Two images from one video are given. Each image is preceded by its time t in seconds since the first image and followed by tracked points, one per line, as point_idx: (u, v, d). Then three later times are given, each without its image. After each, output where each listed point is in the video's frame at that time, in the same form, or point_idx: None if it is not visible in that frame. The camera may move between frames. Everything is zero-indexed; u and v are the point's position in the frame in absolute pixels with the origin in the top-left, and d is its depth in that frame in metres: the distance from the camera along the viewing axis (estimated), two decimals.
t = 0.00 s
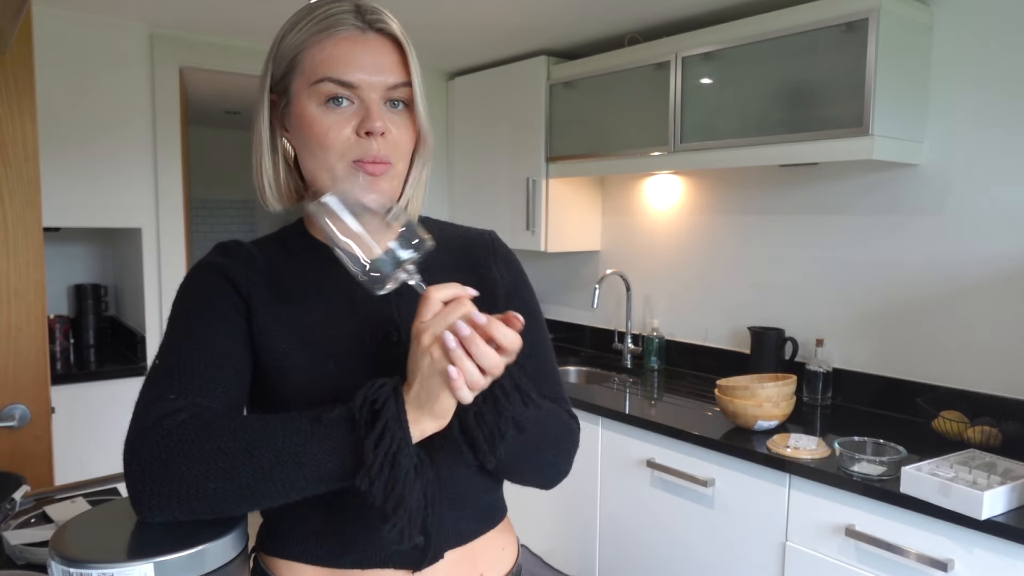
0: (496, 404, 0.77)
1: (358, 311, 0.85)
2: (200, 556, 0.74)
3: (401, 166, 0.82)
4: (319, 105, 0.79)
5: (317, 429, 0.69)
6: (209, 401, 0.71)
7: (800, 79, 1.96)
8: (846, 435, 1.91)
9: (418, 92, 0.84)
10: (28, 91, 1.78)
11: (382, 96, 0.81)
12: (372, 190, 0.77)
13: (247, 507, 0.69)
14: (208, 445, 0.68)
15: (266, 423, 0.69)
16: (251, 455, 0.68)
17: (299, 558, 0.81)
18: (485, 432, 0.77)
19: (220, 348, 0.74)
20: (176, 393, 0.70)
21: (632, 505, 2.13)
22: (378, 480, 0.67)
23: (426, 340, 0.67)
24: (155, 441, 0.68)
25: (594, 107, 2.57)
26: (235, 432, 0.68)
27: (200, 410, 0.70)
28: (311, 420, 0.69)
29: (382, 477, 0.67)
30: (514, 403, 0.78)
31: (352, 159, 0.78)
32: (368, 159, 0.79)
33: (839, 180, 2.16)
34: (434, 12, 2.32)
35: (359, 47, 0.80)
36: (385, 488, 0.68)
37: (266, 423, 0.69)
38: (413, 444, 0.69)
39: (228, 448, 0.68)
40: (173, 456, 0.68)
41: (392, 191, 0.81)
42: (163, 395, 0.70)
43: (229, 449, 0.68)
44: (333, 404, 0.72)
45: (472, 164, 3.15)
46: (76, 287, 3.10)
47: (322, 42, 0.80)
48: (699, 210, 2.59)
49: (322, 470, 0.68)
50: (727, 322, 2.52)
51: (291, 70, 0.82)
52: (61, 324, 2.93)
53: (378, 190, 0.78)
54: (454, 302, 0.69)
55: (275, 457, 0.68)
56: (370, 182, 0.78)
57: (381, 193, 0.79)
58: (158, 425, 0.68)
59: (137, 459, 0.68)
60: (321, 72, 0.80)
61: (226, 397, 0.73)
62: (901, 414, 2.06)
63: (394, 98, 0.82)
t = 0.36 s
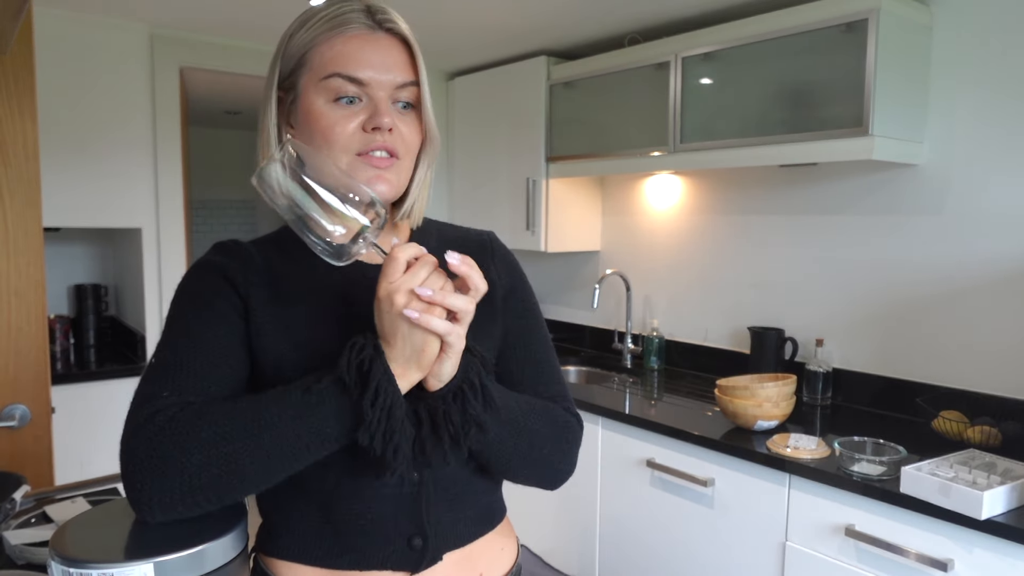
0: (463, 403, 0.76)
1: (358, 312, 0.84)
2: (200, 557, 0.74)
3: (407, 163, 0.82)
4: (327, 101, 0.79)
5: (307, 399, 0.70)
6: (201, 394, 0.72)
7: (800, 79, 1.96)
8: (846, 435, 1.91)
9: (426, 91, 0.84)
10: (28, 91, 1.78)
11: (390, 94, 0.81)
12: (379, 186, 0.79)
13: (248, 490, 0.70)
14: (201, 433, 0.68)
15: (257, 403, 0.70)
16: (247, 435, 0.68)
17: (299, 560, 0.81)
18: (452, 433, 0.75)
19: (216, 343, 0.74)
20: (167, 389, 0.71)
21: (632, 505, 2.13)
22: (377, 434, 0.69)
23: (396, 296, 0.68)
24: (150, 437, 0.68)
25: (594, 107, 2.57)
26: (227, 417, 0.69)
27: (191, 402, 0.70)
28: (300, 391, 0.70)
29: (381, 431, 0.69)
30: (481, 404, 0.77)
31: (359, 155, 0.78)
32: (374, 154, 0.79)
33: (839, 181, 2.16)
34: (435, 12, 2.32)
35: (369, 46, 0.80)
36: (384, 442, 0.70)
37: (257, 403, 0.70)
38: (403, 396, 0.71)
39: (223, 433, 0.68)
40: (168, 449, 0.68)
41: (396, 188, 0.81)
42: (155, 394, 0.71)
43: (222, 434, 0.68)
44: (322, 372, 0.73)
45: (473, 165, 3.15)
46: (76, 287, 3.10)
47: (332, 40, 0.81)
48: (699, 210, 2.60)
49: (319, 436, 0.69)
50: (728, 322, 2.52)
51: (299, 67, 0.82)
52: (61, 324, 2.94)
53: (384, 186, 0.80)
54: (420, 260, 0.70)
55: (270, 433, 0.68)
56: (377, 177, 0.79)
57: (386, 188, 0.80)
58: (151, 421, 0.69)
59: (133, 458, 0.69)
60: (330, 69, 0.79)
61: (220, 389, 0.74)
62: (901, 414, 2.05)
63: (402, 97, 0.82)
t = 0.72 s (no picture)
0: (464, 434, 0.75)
1: (359, 312, 0.84)
2: (199, 556, 0.74)
3: (411, 168, 0.83)
4: (335, 108, 0.79)
5: (313, 417, 0.69)
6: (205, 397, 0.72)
7: (800, 79, 1.96)
8: (846, 435, 1.91)
9: (430, 98, 0.85)
10: (28, 91, 1.78)
11: (396, 102, 0.81)
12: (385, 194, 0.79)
13: (248, 499, 0.70)
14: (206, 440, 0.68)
15: (262, 413, 0.70)
16: (251, 446, 0.68)
17: (298, 561, 0.82)
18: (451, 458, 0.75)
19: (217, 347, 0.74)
20: (173, 390, 0.71)
21: (631, 505, 2.13)
22: (383, 458, 0.68)
23: (414, 328, 0.66)
24: (153, 439, 0.68)
25: (594, 107, 2.57)
26: (232, 425, 0.69)
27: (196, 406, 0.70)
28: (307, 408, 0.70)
29: (385, 456, 0.68)
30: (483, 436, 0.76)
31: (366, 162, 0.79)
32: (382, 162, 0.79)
33: (839, 181, 2.16)
34: (435, 13, 2.32)
35: (376, 53, 0.80)
36: (388, 466, 0.69)
37: (262, 413, 0.70)
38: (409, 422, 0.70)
39: (227, 441, 0.68)
40: (171, 452, 0.68)
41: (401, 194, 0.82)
42: (159, 396, 0.70)
43: (227, 443, 0.68)
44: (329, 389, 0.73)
45: (473, 165, 3.15)
46: (76, 287, 3.10)
47: (339, 47, 0.80)
48: (698, 210, 2.60)
49: (323, 452, 0.69)
50: (728, 322, 2.52)
51: (304, 72, 0.82)
52: (61, 324, 2.94)
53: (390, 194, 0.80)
54: (445, 294, 0.68)
55: (273, 445, 0.68)
56: (384, 184, 0.79)
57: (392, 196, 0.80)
58: (155, 422, 0.69)
59: (136, 458, 0.69)
60: (338, 76, 0.79)
61: (224, 394, 0.74)
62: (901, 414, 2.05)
63: (407, 104, 0.83)
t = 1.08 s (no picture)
0: (467, 434, 0.74)
1: (359, 312, 0.84)
2: (200, 556, 0.75)
3: (408, 167, 0.83)
4: (329, 109, 0.79)
5: (312, 415, 0.70)
6: (205, 396, 0.72)
7: (800, 80, 1.96)
8: (846, 435, 1.91)
9: (425, 96, 0.85)
10: (28, 91, 1.78)
11: (391, 101, 0.81)
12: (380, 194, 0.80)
13: (249, 498, 0.70)
14: (207, 439, 0.68)
15: (262, 412, 0.70)
16: (251, 446, 0.68)
17: (298, 560, 0.82)
18: (452, 458, 0.74)
19: (219, 346, 0.74)
20: (172, 390, 0.71)
21: (631, 505, 2.13)
22: (383, 455, 0.68)
23: (414, 322, 0.66)
24: (155, 438, 0.69)
25: (594, 107, 2.57)
26: (233, 425, 0.69)
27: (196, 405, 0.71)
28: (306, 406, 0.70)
29: (386, 453, 0.68)
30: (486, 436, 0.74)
31: (361, 162, 0.79)
32: (377, 162, 0.79)
33: (839, 181, 2.16)
34: (435, 13, 2.32)
35: (369, 53, 0.80)
36: (389, 463, 0.69)
37: (262, 412, 0.70)
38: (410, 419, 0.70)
39: (228, 440, 0.68)
40: (173, 452, 0.68)
41: (397, 193, 0.82)
42: (159, 395, 0.71)
43: (228, 442, 0.68)
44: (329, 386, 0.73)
45: (473, 165, 3.15)
46: (76, 287, 3.11)
47: (331, 47, 0.80)
48: (698, 210, 2.60)
49: (323, 451, 0.69)
50: (728, 322, 2.52)
51: (298, 74, 0.82)
52: (61, 324, 2.94)
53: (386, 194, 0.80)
54: (446, 289, 0.68)
55: (274, 445, 0.69)
56: (379, 184, 0.80)
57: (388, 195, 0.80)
58: (157, 423, 0.69)
59: (138, 458, 0.69)
60: (331, 77, 0.79)
61: (224, 393, 0.74)
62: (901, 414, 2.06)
63: (402, 102, 0.82)
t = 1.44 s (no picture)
0: (480, 432, 0.75)
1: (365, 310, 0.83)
2: (200, 556, 0.75)
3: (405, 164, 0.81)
4: (321, 107, 0.79)
5: (310, 409, 0.69)
6: (207, 391, 0.72)
7: (800, 80, 1.96)
8: (846, 435, 1.91)
9: (420, 92, 0.83)
10: (28, 91, 1.78)
11: (382, 97, 0.80)
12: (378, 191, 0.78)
13: (246, 492, 0.70)
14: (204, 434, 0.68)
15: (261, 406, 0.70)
16: (248, 440, 0.68)
17: (298, 557, 0.81)
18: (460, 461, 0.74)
19: (222, 341, 0.74)
20: (171, 386, 0.71)
21: (632, 504, 2.13)
22: (378, 451, 0.68)
23: (430, 322, 0.66)
24: (155, 433, 0.69)
25: (594, 107, 2.57)
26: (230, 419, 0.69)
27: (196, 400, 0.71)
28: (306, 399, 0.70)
29: (381, 449, 0.67)
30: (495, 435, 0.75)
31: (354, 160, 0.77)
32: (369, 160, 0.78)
33: (839, 181, 2.16)
34: (435, 13, 2.32)
35: (358, 49, 0.79)
36: (385, 458, 0.68)
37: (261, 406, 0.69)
38: (408, 415, 0.69)
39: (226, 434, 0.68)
40: (171, 447, 0.68)
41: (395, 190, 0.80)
42: (159, 391, 0.71)
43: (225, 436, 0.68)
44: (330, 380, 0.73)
45: (473, 164, 3.15)
46: (76, 287, 3.11)
47: (322, 44, 0.79)
48: (698, 210, 2.60)
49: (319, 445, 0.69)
50: (728, 322, 2.52)
51: (292, 74, 0.82)
52: (61, 324, 2.94)
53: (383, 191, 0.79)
54: (470, 293, 0.67)
55: (271, 440, 0.68)
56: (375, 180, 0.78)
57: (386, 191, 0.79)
58: (156, 419, 0.69)
59: (138, 454, 0.69)
60: (322, 75, 0.79)
61: (226, 388, 0.74)
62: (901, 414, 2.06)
63: (396, 99, 0.81)
